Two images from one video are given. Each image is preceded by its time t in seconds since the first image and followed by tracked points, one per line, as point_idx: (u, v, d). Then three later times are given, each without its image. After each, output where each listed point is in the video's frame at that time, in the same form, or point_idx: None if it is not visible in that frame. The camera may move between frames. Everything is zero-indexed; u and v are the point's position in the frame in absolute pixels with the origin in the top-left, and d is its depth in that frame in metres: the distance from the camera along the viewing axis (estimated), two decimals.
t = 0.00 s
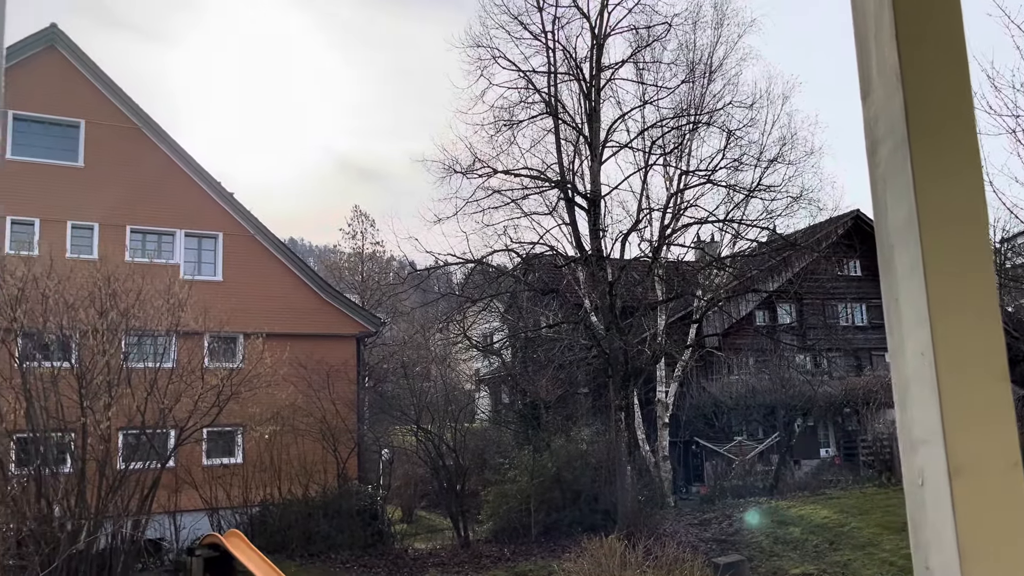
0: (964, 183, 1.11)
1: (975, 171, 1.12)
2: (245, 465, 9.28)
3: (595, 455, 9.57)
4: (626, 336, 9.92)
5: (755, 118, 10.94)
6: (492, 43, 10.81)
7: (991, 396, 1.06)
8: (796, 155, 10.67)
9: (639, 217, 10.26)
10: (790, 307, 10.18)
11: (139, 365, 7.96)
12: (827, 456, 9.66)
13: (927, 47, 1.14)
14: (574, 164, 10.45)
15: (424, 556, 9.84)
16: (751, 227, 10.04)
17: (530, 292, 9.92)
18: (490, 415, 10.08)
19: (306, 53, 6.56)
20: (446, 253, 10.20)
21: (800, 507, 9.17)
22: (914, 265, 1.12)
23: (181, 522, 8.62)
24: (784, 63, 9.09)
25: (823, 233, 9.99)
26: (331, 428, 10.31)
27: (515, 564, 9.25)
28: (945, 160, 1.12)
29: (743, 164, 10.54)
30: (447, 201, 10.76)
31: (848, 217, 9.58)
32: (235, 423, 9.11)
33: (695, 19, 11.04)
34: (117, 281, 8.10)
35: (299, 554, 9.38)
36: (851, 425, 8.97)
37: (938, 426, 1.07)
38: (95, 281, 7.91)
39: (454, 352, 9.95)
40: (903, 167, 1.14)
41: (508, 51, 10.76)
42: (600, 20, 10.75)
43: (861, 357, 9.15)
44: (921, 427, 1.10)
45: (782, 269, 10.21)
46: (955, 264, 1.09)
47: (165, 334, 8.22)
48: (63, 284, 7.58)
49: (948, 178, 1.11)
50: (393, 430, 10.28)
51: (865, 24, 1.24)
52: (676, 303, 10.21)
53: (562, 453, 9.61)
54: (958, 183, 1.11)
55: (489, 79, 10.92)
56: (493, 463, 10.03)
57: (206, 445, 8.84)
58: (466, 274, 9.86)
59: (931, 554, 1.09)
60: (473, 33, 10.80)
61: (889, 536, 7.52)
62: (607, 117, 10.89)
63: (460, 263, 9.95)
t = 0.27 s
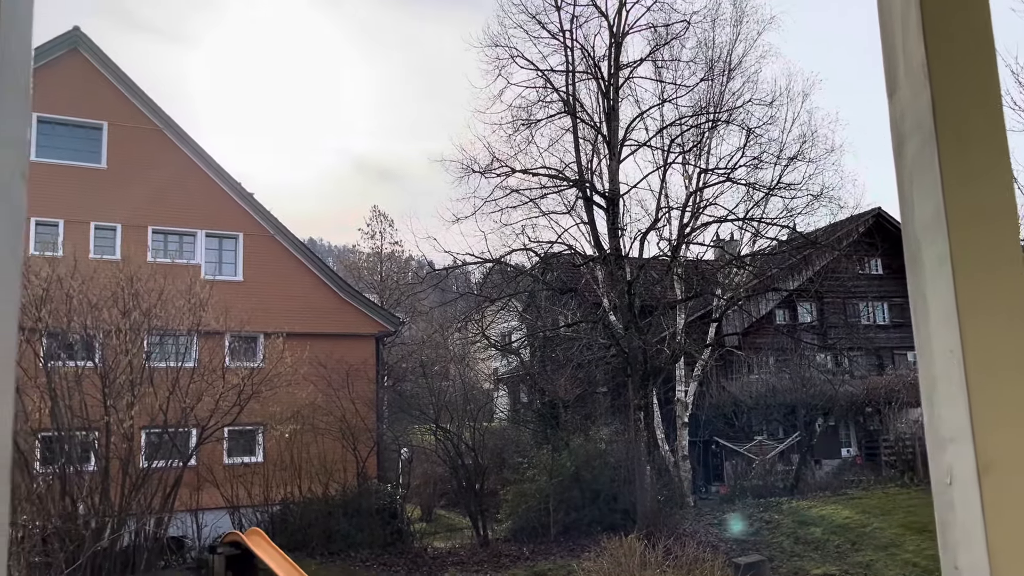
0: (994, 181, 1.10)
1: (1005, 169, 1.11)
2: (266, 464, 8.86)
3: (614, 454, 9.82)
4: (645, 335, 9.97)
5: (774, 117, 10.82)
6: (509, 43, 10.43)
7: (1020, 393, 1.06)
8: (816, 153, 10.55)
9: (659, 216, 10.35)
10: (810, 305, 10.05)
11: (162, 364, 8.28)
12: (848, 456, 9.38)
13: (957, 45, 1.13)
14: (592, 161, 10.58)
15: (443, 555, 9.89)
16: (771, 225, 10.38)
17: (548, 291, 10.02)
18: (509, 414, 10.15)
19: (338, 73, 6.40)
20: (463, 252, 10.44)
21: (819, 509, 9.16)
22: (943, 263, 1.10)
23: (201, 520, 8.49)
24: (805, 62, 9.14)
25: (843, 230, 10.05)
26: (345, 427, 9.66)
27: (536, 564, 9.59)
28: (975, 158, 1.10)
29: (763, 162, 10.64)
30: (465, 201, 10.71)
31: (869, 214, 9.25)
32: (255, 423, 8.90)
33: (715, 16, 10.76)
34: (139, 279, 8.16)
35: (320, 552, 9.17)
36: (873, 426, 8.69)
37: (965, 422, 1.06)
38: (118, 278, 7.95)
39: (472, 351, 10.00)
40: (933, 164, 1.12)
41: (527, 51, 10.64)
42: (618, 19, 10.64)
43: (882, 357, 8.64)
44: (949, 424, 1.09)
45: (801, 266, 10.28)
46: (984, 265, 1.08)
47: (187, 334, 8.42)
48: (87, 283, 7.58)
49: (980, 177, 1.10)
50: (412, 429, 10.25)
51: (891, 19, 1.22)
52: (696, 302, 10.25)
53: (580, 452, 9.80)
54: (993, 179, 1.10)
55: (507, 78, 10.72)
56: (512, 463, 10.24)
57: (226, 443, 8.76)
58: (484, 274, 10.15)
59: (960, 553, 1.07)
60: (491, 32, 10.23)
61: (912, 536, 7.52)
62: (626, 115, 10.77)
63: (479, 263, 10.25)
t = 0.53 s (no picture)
0: None
1: None
2: (288, 463, 9.87)
3: (634, 453, 10.02)
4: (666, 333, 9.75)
5: (796, 113, 10.53)
6: (529, 41, 10.68)
7: None
8: (838, 149, 10.31)
9: (678, 215, 10.01)
10: (832, 304, 10.35)
11: (184, 363, 8.26)
12: (872, 455, 10.74)
13: (989, 23, 1.03)
14: (611, 161, 10.45)
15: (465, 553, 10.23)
16: (795, 222, 9.77)
17: (568, 291, 9.87)
18: (528, 413, 10.65)
19: (365, 71, 6.39)
20: (483, 251, 10.06)
21: (843, 507, 9.06)
22: (970, 259, 1.00)
23: (224, 518, 8.96)
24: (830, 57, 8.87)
25: (865, 229, 9.95)
26: (370, 425, 10.90)
27: (555, 561, 9.45)
28: (1001, 151, 1.00)
29: (784, 159, 10.23)
30: (484, 200, 10.50)
31: (894, 212, 9.37)
32: (278, 420, 9.65)
33: (734, 13, 10.91)
34: (162, 281, 8.30)
35: (341, 550, 9.69)
36: (897, 426, 10.02)
37: (997, 423, 0.96)
38: (141, 282, 8.06)
39: (495, 350, 10.26)
40: (958, 161, 1.02)
41: (546, 50, 10.64)
42: (637, 16, 10.61)
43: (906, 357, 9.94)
44: (978, 425, 0.99)
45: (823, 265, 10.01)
46: (1016, 269, 0.98)
47: (209, 333, 8.61)
48: (111, 283, 7.73)
49: (1007, 171, 1.00)
50: (433, 428, 10.77)
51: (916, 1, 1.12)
52: (717, 300, 10.09)
53: (600, 451, 10.14)
54: (1016, 178, 0.99)
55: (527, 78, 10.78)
56: (532, 461, 10.46)
57: (249, 441, 9.29)
58: (504, 273, 9.76)
59: (991, 554, 0.97)
60: (510, 32, 10.64)
61: (935, 538, 7.53)
62: (646, 112, 10.77)
63: (498, 261, 9.79)
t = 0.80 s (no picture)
0: None
1: None
2: (311, 461, 10.05)
3: (656, 453, 10.13)
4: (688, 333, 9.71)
5: (819, 110, 10.37)
6: (550, 40, 10.64)
7: None
8: (862, 146, 10.09)
9: (700, 212, 9.99)
10: (857, 302, 10.23)
11: (209, 362, 8.43)
12: (899, 454, 10.90)
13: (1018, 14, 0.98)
14: (634, 159, 10.52)
15: (487, 552, 10.23)
16: (818, 220, 9.48)
17: (589, 289, 9.72)
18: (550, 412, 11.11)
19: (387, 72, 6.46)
20: (503, 249, 9.87)
21: (868, 507, 8.97)
22: (1003, 257, 0.97)
23: (249, 516, 9.08)
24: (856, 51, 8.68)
25: (890, 226, 9.77)
26: (393, 424, 11.35)
27: (577, 560, 9.48)
28: None
29: (807, 156, 10.04)
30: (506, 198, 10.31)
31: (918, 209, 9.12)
32: (301, 419, 9.81)
33: (757, 8, 10.78)
34: (188, 280, 8.37)
35: (364, 548, 9.79)
36: (923, 426, 10.72)
37: None
38: (166, 281, 8.13)
39: (516, 348, 10.36)
40: (989, 153, 0.99)
41: (567, 48, 10.62)
42: (658, 14, 10.62)
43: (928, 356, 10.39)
44: (1011, 424, 0.96)
45: (848, 262, 9.69)
46: None
47: (233, 333, 8.85)
48: (137, 284, 7.74)
49: None
50: (455, 427, 10.88)
51: None
52: (739, 299, 10.17)
53: (622, 450, 10.28)
54: None
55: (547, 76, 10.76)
56: (555, 461, 10.63)
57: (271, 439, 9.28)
58: (525, 272, 9.69)
59: (1022, 554, 0.96)
60: (531, 30, 10.65)
61: (963, 539, 7.41)
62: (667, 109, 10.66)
63: (519, 260, 9.64)
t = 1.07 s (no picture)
0: None
1: None
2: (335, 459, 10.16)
3: (679, 452, 10.62)
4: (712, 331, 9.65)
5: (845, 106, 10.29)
6: (572, 38, 10.59)
7: None
8: (888, 142, 9.99)
9: (724, 209, 9.89)
10: (881, 299, 10.32)
11: (234, 360, 8.51)
12: (927, 453, 10.62)
13: None
14: (656, 156, 10.33)
15: (510, 550, 10.35)
16: (844, 217, 9.37)
17: (612, 287, 9.82)
18: (573, 411, 11.38)
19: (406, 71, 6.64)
20: (526, 249, 9.88)
21: (895, 507, 8.84)
22: None
23: (274, 515, 9.15)
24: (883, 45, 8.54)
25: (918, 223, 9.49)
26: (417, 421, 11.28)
27: (601, 559, 9.78)
28: None
29: (832, 152, 9.90)
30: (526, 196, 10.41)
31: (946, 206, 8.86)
32: (326, 417, 9.88)
33: (781, 3, 10.68)
34: (213, 280, 8.48)
35: (388, 546, 9.84)
36: (952, 424, 10.47)
37: None
38: (191, 280, 8.22)
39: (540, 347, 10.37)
40: None
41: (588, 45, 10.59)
42: (680, 10, 10.57)
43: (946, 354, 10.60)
44: None
45: (874, 259, 9.58)
46: None
47: (258, 332, 8.94)
48: (162, 283, 7.82)
49: None
50: (477, 425, 11.14)
51: None
52: (764, 297, 10.20)
53: (646, 449, 10.75)
54: None
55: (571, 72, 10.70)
56: (578, 459, 10.98)
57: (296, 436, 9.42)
58: (547, 270, 9.69)
59: None
60: (553, 28, 10.61)
61: (994, 540, 7.26)
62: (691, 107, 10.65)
63: (541, 259, 9.66)
